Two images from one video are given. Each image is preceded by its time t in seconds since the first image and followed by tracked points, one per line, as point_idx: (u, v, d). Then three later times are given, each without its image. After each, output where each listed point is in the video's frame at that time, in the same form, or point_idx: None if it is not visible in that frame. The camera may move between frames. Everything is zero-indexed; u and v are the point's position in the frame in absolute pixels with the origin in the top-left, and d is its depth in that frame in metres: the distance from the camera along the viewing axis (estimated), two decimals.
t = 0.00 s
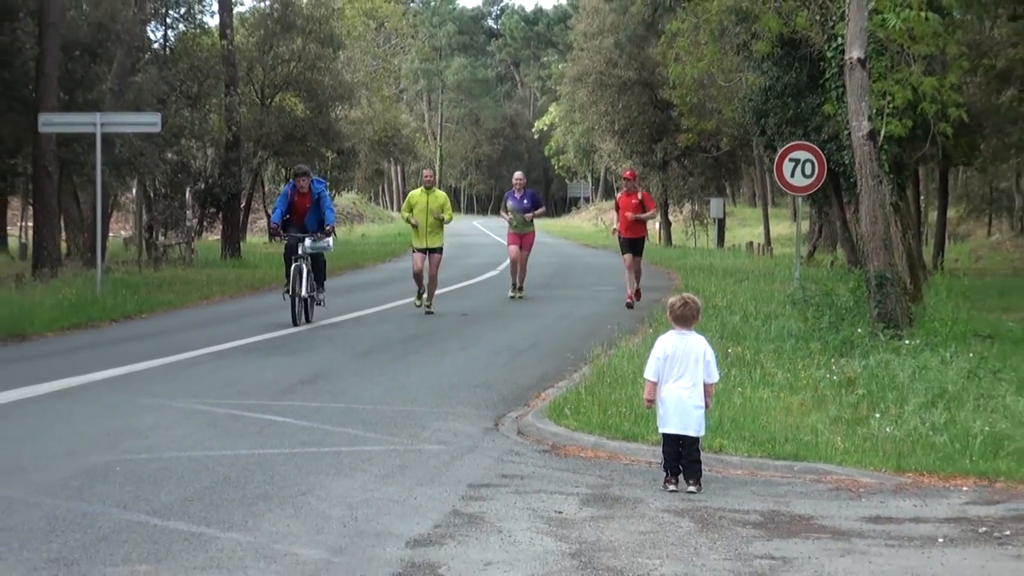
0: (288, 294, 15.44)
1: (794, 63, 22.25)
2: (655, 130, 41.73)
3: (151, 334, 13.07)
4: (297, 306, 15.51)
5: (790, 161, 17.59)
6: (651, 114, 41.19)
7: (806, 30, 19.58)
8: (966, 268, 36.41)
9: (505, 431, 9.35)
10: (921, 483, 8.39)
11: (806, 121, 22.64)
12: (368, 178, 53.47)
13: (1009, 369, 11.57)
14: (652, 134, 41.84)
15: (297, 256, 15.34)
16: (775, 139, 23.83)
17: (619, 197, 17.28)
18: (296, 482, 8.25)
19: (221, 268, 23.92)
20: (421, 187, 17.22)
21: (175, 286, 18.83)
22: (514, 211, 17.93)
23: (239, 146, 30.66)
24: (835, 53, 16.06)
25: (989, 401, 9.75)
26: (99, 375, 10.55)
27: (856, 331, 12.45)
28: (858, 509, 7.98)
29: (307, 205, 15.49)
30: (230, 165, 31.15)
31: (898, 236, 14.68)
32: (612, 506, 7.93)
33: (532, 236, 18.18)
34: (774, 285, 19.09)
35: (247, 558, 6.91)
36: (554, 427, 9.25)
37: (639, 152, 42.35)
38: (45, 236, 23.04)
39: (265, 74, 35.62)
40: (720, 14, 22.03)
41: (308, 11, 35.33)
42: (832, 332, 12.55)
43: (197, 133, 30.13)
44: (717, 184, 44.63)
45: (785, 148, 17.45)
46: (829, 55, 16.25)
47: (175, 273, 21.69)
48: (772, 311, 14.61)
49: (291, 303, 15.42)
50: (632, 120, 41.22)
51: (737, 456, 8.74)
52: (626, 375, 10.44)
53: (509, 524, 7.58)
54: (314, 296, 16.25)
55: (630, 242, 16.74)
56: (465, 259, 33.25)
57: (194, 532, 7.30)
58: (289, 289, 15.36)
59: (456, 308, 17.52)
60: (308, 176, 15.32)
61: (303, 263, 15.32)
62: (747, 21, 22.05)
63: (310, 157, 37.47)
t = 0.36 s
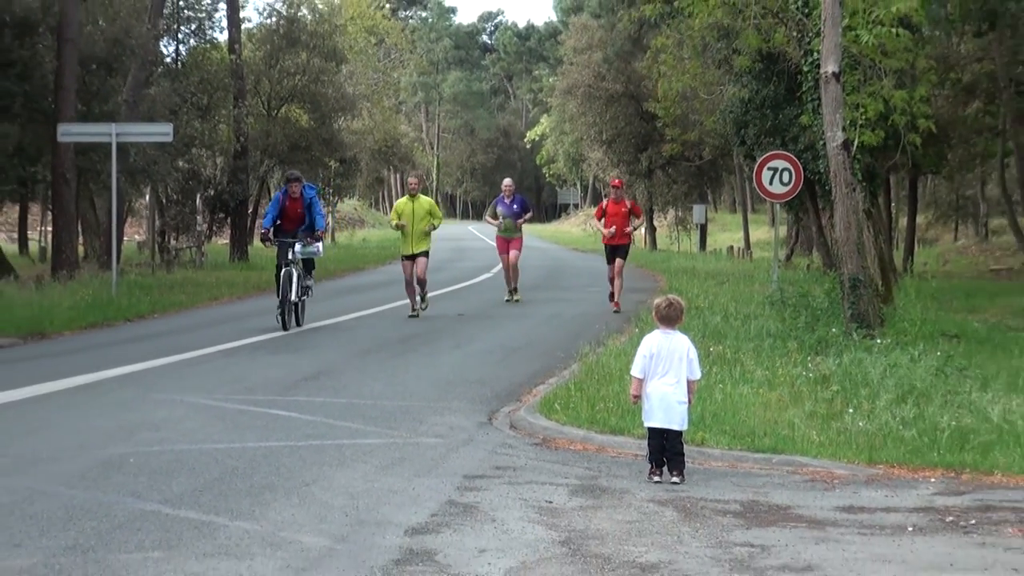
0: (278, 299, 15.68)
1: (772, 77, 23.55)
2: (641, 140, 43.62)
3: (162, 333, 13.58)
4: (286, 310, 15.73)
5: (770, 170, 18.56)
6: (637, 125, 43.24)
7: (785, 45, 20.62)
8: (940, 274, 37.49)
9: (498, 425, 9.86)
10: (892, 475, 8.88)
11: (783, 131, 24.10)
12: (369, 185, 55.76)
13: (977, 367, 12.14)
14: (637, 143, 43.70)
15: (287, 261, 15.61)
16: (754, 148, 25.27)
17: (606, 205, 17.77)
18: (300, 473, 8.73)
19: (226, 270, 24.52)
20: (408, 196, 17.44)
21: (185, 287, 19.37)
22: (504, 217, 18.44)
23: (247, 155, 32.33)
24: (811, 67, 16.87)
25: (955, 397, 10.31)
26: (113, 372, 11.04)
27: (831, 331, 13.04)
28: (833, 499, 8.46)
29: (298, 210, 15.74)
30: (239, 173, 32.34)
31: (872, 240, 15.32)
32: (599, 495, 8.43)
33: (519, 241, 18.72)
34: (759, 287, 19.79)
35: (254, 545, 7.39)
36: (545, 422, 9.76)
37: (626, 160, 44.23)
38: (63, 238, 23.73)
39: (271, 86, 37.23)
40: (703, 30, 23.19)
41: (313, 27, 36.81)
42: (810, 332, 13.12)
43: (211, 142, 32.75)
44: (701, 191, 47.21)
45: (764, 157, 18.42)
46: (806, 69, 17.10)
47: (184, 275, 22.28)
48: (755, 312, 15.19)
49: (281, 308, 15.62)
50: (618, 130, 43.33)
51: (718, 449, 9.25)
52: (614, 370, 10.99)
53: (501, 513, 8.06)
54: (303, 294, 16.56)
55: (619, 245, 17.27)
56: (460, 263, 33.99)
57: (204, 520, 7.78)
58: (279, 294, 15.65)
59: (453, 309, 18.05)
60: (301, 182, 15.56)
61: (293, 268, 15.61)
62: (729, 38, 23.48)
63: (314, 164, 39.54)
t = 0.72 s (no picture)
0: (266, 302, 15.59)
1: (753, 87, 23.96)
2: (629, 146, 46.41)
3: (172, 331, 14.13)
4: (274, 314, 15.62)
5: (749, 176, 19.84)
6: (623, 133, 46.13)
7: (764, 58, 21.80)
8: (910, 278, 39.04)
9: (491, 418, 10.38)
10: (864, 465, 9.38)
11: (764, 140, 24.61)
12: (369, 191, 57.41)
13: (947, 363, 12.73)
14: (625, 150, 46.49)
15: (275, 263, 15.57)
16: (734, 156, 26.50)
17: (592, 212, 18.23)
18: (302, 463, 9.22)
19: (231, 271, 25.17)
20: (399, 199, 17.99)
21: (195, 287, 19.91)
22: (492, 221, 18.89)
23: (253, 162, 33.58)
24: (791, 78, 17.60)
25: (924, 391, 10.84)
26: (126, 369, 11.56)
27: (808, 328, 13.64)
28: (809, 488, 8.95)
29: (287, 213, 15.78)
30: (245, 178, 33.36)
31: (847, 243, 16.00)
32: (587, 484, 8.93)
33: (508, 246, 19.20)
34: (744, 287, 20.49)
35: (259, 531, 7.87)
36: (535, 414, 10.29)
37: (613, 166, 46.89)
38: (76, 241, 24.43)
39: (277, 96, 38.97)
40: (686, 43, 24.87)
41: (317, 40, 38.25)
42: (788, 330, 13.72)
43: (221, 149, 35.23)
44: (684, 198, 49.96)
45: (746, 163, 19.69)
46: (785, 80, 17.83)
47: (193, 275, 22.91)
48: (738, 312, 15.81)
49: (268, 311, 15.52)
50: (606, 138, 46.28)
51: (700, 441, 9.74)
52: (600, 367, 11.57)
53: (494, 501, 8.55)
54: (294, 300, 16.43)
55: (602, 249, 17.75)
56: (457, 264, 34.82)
57: (212, 508, 8.26)
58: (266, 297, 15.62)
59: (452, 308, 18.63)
60: (287, 185, 15.59)
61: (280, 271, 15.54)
62: (710, 51, 24.92)
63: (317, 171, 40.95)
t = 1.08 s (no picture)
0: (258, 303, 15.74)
1: (738, 97, 25.59)
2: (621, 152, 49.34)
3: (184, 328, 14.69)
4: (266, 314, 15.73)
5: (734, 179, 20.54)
6: (615, 139, 49.04)
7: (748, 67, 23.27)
8: (883, 276, 39.96)
9: (490, 411, 10.93)
10: (844, 455, 9.89)
11: (748, 146, 26.13)
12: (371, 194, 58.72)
13: (923, 358, 13.30)
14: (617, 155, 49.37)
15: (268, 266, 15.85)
16: (721, 161, 27.47)
17: (584, 216, 18.66)
18: (311, 453, 9.73)
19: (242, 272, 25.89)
20: (390, 203, 18.56)
21: (209, 285, 20.51)
22: (485, 222, 19.52)
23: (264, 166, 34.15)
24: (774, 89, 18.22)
25: (901, 385, 11.36)
26: (143, 364, 12.10)
27: (791, 325, 14.28)
28: (792, 477, 9.44)
29: (279, 216, 16.17)
30: (255, 182, 34.23)
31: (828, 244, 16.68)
32: (581, 472, 9.44)
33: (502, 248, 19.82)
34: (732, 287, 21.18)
35: (269, 518, 8.35)
36: (532, 407, 10.83)
37: (603, 170, 49.79)
38: (94, 241, 25.25)
39: (287, 105, 42.03)
40: (675, 53, 25.97)
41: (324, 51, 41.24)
42: (772, 326, 14.37)
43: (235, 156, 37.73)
44: (672, 199, 52.98)
45: (734, 166, 20.44)
46: (769, 88, 18.56)
47: (204, 274, 23.57)
48: (726, 310, 16.43)
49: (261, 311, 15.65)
50: (599, 144, 49.14)
51: (689, 432, 10.27)
52: (592, 362, 12.16)
53: (492, 489, 9.05)
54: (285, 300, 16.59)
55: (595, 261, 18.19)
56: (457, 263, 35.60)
57: (224, 496, 8.76)
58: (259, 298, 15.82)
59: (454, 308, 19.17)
60: (280, 188, 16.00)
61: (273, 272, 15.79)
62: (699, 62, 25.90)
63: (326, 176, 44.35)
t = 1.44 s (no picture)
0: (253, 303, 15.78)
1: (727, 104, 26.56)
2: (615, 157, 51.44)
3: (199, 326, 15.28)
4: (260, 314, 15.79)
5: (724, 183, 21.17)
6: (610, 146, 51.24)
7: (738, 77, 24.22)
8: (863, 274, 40.89)
9: (492, 403, 11.53)
10: (826, 445, 10.43)
11: (737, 151, 27.09)
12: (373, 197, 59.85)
13: (903, 352, 13.92)
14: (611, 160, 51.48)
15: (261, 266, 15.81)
16: (712, 167, 28.19)
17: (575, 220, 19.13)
18: (320, 443, 10.28)
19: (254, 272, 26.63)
20: (391, 204, 18.83)
21: (223, 284, 21.16)
22: (481, 225, 19.90)
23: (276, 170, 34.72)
24: (762, 98, 19.04)
25: (882, 379, 11.94)
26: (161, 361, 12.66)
27: (777, 322, 14.98)
28: (777, 466, 9.97)
29: (273, 217, 15.96)
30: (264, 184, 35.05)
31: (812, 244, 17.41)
32: (577, 461, 9.98)
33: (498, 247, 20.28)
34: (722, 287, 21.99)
35: (281, 505, 8.87)
36: (531, 400, 11.43)
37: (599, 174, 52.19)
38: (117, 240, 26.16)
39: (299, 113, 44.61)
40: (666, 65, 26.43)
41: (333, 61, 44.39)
42: (759, 323, 15.07)
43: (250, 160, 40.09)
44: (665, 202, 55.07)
45: (723, 172, 21.11)
46: (757, 97, 19.36)
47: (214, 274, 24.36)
48: (717, 308, 17.08)
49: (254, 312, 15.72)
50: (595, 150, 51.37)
51: (680, 423, 10.83)
52: (588, 357, 12.85)
53: (493, 477, 9.58)
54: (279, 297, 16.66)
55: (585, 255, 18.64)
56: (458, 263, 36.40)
57: (239, 484, 9.28)
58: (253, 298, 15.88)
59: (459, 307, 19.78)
60: (277, 192, 15.72)
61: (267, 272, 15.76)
62: (691, 73, 26.27)
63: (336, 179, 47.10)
